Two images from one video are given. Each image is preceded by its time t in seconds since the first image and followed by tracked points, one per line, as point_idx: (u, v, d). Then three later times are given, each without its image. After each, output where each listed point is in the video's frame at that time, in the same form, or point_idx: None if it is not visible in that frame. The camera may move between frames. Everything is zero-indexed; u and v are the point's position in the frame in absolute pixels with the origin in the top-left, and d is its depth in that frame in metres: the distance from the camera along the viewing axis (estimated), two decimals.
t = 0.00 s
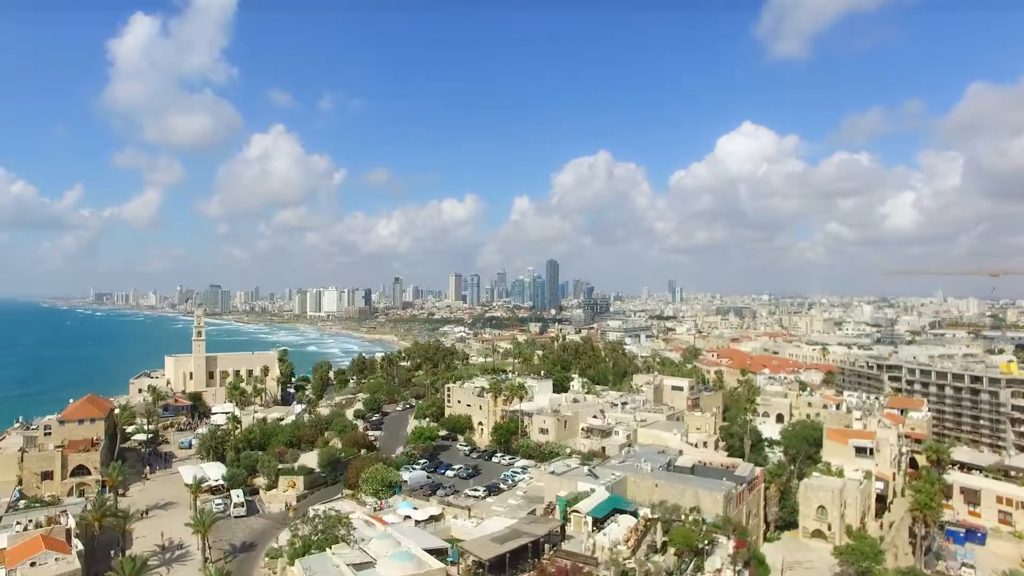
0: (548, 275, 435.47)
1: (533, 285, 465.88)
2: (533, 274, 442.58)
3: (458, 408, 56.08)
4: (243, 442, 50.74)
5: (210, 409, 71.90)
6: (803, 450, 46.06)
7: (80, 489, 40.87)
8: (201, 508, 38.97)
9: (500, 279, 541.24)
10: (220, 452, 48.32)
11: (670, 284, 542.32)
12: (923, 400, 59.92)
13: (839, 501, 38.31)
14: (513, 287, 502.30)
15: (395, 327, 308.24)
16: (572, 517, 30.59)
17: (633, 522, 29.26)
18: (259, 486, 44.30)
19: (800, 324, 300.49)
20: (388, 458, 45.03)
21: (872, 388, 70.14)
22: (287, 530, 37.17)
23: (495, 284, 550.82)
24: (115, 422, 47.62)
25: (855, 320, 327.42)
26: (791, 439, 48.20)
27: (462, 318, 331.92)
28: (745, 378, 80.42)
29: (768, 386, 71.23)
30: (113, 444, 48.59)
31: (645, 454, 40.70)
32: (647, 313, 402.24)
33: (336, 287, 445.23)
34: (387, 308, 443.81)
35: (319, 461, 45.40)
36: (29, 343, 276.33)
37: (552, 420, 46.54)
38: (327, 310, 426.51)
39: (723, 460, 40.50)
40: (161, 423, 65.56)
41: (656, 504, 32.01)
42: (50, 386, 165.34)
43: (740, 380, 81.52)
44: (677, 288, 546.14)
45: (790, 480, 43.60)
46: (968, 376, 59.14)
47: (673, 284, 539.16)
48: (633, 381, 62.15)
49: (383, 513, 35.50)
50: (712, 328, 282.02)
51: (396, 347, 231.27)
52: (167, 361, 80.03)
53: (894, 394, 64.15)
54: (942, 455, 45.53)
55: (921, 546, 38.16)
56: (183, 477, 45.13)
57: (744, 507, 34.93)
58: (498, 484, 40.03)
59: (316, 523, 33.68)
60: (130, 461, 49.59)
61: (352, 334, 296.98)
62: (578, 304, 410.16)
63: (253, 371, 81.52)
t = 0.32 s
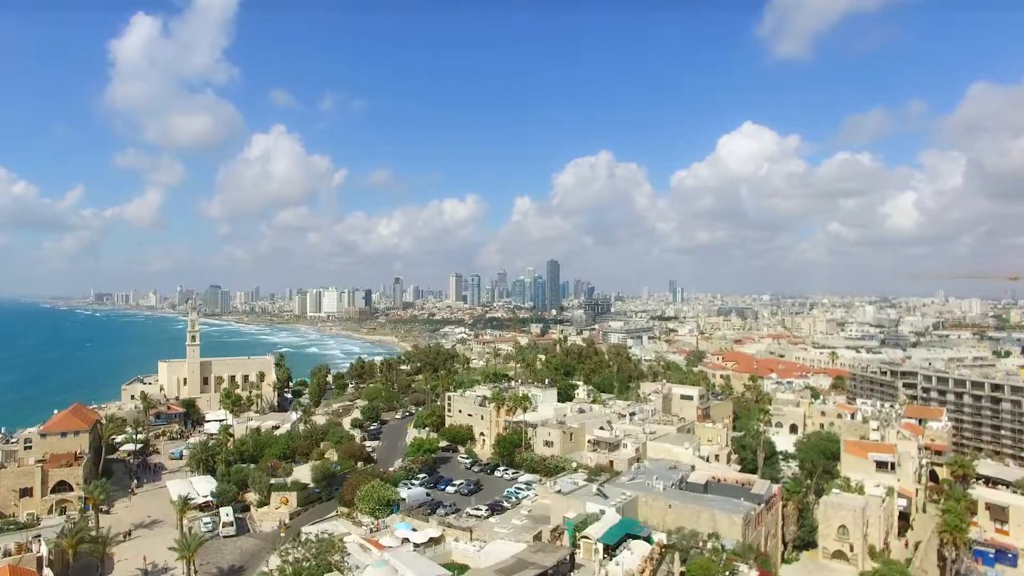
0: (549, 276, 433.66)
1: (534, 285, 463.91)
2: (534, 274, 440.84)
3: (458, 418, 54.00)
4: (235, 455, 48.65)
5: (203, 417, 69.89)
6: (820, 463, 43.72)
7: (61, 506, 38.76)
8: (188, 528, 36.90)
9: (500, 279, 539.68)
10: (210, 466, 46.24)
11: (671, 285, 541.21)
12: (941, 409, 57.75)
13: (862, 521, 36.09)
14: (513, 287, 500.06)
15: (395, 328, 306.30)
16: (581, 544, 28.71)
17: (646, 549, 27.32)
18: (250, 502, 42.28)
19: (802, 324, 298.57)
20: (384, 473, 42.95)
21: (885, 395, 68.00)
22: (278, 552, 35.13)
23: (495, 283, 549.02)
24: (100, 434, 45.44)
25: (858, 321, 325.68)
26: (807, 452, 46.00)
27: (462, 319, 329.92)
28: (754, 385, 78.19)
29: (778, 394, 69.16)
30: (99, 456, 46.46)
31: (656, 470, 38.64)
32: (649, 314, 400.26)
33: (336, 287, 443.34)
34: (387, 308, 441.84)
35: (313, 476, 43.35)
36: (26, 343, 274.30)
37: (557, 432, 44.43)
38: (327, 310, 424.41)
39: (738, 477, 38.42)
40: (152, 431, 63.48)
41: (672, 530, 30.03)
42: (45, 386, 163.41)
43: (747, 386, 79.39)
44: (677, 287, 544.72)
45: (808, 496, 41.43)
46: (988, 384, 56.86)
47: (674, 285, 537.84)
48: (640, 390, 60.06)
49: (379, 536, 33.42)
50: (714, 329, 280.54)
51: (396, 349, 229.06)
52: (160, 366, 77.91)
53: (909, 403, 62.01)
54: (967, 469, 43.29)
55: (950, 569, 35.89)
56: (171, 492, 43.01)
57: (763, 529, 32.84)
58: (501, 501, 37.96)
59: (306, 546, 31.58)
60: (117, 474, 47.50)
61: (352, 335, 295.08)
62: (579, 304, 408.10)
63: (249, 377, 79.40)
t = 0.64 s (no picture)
0: (550, 276, 432.16)
1: (535, 286, 462.19)
2: (535, 275, 439.97)
3: (459, 429, 51.90)
4: (226, 468, 46.62)
5: (197, 425, 67.96)
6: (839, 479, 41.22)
7: (41, 526, 36.69)
8: (173, 551, 34.84)
9: (501, 280, 538.39)
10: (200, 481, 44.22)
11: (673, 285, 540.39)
12: (961, 419, 55.33)
13: (888, 544, 33.92)
14: (515, 287, 498.19)
15: (395, 329, 304.74)
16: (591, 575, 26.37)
17: None
18: (241, 520, 40.24)
19: (805, 325, 296.62)
20: (382, 489, 40.84)
21: (900, 403, 65.77)
22: None
23: (496, 284, 547.49)
24: (83, 447, 43.35)
25: (861, 322, 324.07)
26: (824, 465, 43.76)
27: (462, 320, 328.13)
28: (763, 391, 75.99)
29: (789, 403, 67.03)
30: (83, 470, 44.40)
31: (668, 488, 36.53)
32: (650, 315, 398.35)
33: (336, 288, 441.64)
34: (387, 309, 440.19)
35: (307, 492, 41.32)
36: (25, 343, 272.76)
37: (564, 446, 42.35)
38: (327, 311, 422.79)
39: (755, 496, 36.34)
40: (143, 441, 61.57)
41: (690, 560, 27.94)
42: (43, 387, 161.63)
43: (756, 393, 77.29)
44: (677, 288, 543.69)
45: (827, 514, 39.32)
46: (1010, 392, 54.42)
47: (675, 286, 536.88)
48: (648, 399, 57.98)
49: (375, 561, 31.35)
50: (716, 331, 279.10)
51: (396, 350, 227.04)
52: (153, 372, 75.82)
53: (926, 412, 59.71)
54: (996, 485, 40.96)
55: None
56: (157, 509, 40.94)
57: (785, 554, 30.72)
58: (505, 522, 35.88)
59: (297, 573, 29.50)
60: (103, 489, 45.45)
61: (352, 336, 293.05)
62: (580, 305, 406.35)
63: (244, 383, 77.33)
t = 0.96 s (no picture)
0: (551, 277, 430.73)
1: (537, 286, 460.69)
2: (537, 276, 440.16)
3: (460, 440, 49.86)
4: (217, 482, 44.59)
5: (190, 433, 65.98)
6: (861, 495, 39.03)
7: (17, 548, 34.69)
8: None
9: (502, 280, 537.00)
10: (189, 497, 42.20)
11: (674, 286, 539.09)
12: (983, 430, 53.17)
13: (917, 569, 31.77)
14: (515, 288, 495.97)
15: (396, 330, 303.20)
16: None
17: None
18: (231, 540, 38.22)
19: (807, 326, 295.01)
20: (379, 507, 38.77)
21: (916, 412, 63.61)
22: None
23: (497, 284, 545.99)
24: (66, 462, 41.17)
25: (862, 323, 322.63)
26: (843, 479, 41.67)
27: (462, 321, 326.67)
28: (773, 398, 73.96)
29: (800, 412, 64.94)
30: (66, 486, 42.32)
31: (682, 508, 34.43)
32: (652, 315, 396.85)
33: (337, 288, 439.98)
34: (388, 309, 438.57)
35: (300, 510, 39.27)
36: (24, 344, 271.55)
37: (570, 461, 40.34)
38: (328, 311, 421.21)
39: (774, 516, 34.31)
40: (134, 451, 59.64)
41: None
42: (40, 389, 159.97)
43: (765, 400, 75.25)
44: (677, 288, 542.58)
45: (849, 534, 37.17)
46: None
47: (677, 286, 535.68)
48: (656, 409, 55.93)
49: None
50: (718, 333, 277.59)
51: (396, 351, 224.99)
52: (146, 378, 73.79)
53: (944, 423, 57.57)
54: None
55: None
56: (143, 527, 38.89)
57: None
58: (509, 544, 33.84)
59: None
60: (88, 505, 43.45)
61: (352, 337, 291.52)
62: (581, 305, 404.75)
63: (239, 390, 75.32)
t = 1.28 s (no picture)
0: (552, 278, 429.37)
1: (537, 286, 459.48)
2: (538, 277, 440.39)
3: (460, 453, 47.80)
4: (207, 499, 42.45)
5: (183, 442, 63.97)
6: (886, 516, 36.37)
7: None
8: None
9: (502, 280, 536.56)
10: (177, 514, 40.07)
11: (674, 287, 539.25)
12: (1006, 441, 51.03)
13: None
14: (516, 288, 494.06)
15: (396, 331, 301.71)
16: None
17: None
18: (219, 562, 36.13)
19: (809, 326, 293.75)
20: (374, 528, 36.56)
21: (933, 421, 61.49)
22: None
23: (497, 285, 544.93)
24: (46, 479, 39.01)
25: (865, 323, 325.78)
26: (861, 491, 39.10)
27: (464, 321, 326.57)
28: (783, 405, 71.96)
29: (813, 422, 62.93)
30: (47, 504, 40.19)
31: (698, 532, 32.30)
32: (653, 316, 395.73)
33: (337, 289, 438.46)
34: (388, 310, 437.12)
35: (293, 529, 37.23)
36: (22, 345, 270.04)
37: (577, 477, 38.26)
38: (328, 311, 419.99)
39: (796, 539, 31.97)
40: (123, 461, 57.61)
41: None
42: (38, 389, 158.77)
43: (775, 407, 73.30)
44: (677, 288, 542.54)
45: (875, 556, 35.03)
46: None
47: (677, 286, 535.31)
48: (664, 419, 53.91)
49: None
50: (720, 334, 276.49)
51: (396, 352, 223.59)
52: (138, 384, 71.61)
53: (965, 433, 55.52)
54: None
55: None
56: (126, 547, 36.76)
57: None
58: (514, 570, 31.68)
59: None
60: (71, 522, 41.32)
61: (352, 337, 290.51)
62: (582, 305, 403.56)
63: (234, 396, 73.33)
